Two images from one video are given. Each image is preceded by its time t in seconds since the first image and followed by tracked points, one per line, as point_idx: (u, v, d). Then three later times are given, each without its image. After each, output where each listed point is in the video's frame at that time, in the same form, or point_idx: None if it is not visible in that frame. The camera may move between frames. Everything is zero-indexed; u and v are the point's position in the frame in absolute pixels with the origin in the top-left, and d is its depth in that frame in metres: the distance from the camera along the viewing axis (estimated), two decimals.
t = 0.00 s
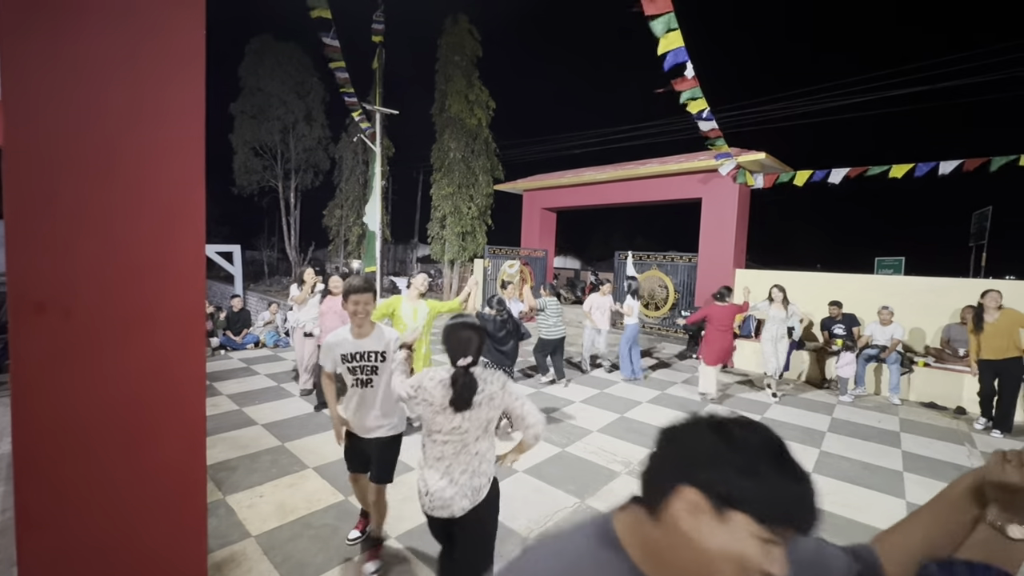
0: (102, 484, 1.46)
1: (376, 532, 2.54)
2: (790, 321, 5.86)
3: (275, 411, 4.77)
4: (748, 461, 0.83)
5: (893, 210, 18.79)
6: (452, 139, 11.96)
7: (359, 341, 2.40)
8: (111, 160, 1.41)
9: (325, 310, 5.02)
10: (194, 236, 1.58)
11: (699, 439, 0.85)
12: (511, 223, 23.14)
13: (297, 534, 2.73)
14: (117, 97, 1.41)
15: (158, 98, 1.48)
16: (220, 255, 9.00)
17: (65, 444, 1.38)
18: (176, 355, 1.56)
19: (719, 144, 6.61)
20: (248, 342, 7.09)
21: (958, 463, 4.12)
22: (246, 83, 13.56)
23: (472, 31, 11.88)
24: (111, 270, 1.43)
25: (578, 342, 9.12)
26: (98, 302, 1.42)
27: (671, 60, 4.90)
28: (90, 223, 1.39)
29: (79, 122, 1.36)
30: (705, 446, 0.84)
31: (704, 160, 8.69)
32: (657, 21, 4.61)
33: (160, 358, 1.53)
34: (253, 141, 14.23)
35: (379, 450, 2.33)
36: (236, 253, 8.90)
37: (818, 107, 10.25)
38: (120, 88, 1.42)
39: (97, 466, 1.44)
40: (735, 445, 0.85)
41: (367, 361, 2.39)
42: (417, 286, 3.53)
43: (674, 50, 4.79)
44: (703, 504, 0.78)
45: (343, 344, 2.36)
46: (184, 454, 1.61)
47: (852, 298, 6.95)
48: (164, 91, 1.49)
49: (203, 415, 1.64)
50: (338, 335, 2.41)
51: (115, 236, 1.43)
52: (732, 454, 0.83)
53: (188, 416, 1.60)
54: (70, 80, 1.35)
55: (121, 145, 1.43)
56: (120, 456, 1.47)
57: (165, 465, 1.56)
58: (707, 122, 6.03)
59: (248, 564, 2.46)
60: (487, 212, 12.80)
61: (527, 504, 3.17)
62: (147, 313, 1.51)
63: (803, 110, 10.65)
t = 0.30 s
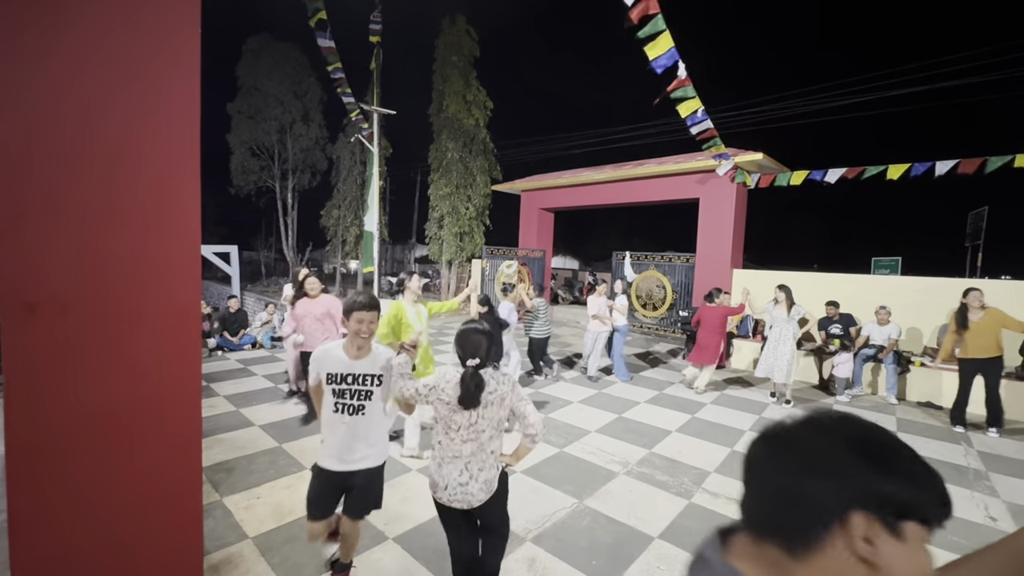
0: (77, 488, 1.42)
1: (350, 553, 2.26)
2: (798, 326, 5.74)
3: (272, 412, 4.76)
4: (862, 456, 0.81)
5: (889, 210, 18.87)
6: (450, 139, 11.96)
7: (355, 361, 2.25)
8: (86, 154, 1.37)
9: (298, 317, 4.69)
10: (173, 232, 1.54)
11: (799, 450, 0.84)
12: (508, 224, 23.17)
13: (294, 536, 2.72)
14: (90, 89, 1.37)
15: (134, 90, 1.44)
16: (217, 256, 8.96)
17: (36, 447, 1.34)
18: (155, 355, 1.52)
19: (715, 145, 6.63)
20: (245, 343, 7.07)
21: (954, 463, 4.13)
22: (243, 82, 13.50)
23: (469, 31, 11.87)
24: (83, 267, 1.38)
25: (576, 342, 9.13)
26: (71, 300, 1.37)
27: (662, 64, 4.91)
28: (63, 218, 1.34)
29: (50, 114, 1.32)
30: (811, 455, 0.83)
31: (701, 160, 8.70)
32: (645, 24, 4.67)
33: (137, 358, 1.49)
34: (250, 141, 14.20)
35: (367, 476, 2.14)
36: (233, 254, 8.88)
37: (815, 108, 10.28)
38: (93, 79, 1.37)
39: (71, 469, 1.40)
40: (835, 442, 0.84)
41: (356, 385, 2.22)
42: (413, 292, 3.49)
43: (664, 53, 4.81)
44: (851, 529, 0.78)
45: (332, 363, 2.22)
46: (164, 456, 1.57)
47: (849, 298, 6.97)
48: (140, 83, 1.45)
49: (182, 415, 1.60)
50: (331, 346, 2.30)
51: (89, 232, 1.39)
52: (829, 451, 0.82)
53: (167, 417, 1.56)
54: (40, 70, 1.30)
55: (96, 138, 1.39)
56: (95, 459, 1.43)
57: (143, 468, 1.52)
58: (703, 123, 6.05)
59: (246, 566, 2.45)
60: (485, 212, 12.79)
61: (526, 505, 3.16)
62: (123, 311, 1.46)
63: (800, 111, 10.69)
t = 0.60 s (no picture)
0: (57, 497, 1.37)
1: (348, 553, 2.25)
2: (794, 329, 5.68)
3: (268, 413, 4.74)
4: (943, 489, 0.76)
5: (884, 210, 18.97)
6: (447, 140, 11.94)
7: (357, 353, 2.06)
8: (62, 152, 1.32)
9: (272, 323, 4.30)
10: (159, 232, 1.52)
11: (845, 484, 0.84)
12: (506, 224, 23.19)
13: (291, 538, 2.71)
14: (62, 82, 1.31)
15: (108, 84, 1.39)
16: (213, 256, 8.91)
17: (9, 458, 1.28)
18: (134, 358, 1.48)
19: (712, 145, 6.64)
20: (241, 343, 7.03)
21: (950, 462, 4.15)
22: (239, 83, 13.39)
23: (466, 31, 11.86)
24: (60, 269, 1.34)
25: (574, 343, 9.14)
26: (46, 303, 1.32)
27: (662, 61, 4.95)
28: (39, 219, 1.29)
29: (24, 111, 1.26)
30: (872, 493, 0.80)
31: (698, 160, 8.72)
32: (646, 21, 4.64)
33: (116, 361, 1.45)
34: (246, 141, 14.15)
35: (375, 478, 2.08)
36: (230, 254, 8.84)
37: (810, 108, 10.33)
38: (67, 72, 1.32)
39: (49, 477, 1.35)
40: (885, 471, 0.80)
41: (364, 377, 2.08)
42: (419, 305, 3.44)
43: (664, 50, 4.83)
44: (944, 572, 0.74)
45: (337, 360, 1.98)
46: (144, 463, 1.53)
47: (845, 298, 7.00)
48: (114, 77, 1.40)
49: (163, 419, 1.56)
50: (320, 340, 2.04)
51: (66, 234, 1.34)
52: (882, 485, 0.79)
53: (148, 421, 1.53)
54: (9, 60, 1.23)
55: (73, 135, 1.34)
56: (72, 468, 1.39)
57: (121, 475, 1.48)
58: (700, 124, 6.07)
59: (242, 568, 2.44)
60: (482, 213, 12.78)
61: (523, 505, 3.16)
62: (98, 315, 1.41)
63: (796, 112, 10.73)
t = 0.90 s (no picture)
0: (46, 500, 1.36)
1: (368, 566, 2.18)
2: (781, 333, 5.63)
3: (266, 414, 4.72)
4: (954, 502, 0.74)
5: (881, 210, 19.05)
6: (445, 139, 11.93)
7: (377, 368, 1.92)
8: (48, 152, 1.30)
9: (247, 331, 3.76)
10: (149, 232, 1.50)
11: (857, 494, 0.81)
12: (504, 224, 23.20)
13: (289, 539, 2.70)
14: (48, 81, 1.29)
15: (92, 82, 1.36)
16: (211, 256, 8.85)
17: None
18: (122, 360, 1.46)
19: (710, 145, 6.64)
20: (239, 344, 7.00)
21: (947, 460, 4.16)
22: (237, 82, 13.32)
23: (464, 31, 11.86)
24: (46, 270, 1.32)
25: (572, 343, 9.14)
26: (38, 304, 1.31)
27: (661, 62, 4.96)
28: (25, 219, 1.27)
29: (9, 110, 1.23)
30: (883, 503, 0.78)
31: (696, 160, 8.72)
32: (646, 23, 4.63)
33: (104, 363, 1.43)
34: (244, 141, 14.11)
35: (394, 497, 1.93)
36: (227, 254, 8.82)
37: (808, 108, 10.35)
38: (51, 69, 1.29)
39: (37, 480, 1.33)
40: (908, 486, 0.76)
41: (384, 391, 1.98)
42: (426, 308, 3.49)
43: (664, 51, 4.84)
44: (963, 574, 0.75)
45: (368, 380, 1.86)
46: (133, 465, 1.51)
47: (843, 298, 7.01)
48: (100, 74, 1.38)
49: (153, 421, 1.55)
50: (341, 363, 1.85)
51: (56, 234, 1.33)
52: (906, 502, 0.75)
53: (137, 423, 1.51)
54: None
55: (58, 134, 1.31)
56: (60, 471, 1.37)
57: (109, 477, 1.46)
58: (699, 124, 6.07)
59: (240, 569, 2.44)
60: (481, 212, 12.77)
61: (522, 505, 3.17)
62: (86, 317, 1.39)
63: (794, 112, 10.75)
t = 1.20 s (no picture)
0: (38, 501, 1.35)
1: None
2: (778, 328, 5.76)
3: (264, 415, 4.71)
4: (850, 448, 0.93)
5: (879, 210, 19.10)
6: (443, 139, 11.91)
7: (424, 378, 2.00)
8: (38, 151, 1.29)
9: (228, 337, 3.62)
10: (142, 231, 1.49)
11: (795, 430, 0.93)
12: (502, 224, 23.21)
13: (286, 539, 2.70)
14: (41, 80, 1.28)
15: (85, 81, 1.35)
16: (208, 256, 8.82)
17: None
18: (113, 360, 1.45)
19: (707, 145, 6.66)
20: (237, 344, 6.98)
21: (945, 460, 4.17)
22: (234, 82, 13.35)
23: (462, 30, 11.86)
24: (38, 270, 1.31)
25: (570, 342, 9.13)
26: (29, 304, 1.29)
27: (655, 65, 4.97)
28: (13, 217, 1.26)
29: None
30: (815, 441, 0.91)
31: (694, 159, 8.74)
32: (638, 27, 4.67)
33: (96, 363, 1.42)
34: (241, 141, 14.08)
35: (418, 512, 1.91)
36: (225, 254, 8.79)
37: (806, 108, 10.38)
38: (44, 68, 1.28)
39: (26, 481, 1.32)
40: (836, 428, 0.92)
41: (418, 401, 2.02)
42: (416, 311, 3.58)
43: (659, 53, 4.86)
44: (851, 509, 0.90)
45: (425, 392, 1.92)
46: (123, 467, 1.50)
47: (840, 297, 7.03)
48: (94, 73, 1.37)
49: (144, 421, 1.53)
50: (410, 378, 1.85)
51: (48, 235, 1.32)
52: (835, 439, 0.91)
53: (128, 423, 1.50)
54: None
55: (49, 133, 1.30)
56: (49, 471, 1.36)
57: (98, 478, 1.45)
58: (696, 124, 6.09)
59: (237, 569, 2.43)
60: (479, 212, 12.77)
61: (519, 504, 3.17)
62: (76, 317, 1.38)
63: (792, 112, 10.78)
